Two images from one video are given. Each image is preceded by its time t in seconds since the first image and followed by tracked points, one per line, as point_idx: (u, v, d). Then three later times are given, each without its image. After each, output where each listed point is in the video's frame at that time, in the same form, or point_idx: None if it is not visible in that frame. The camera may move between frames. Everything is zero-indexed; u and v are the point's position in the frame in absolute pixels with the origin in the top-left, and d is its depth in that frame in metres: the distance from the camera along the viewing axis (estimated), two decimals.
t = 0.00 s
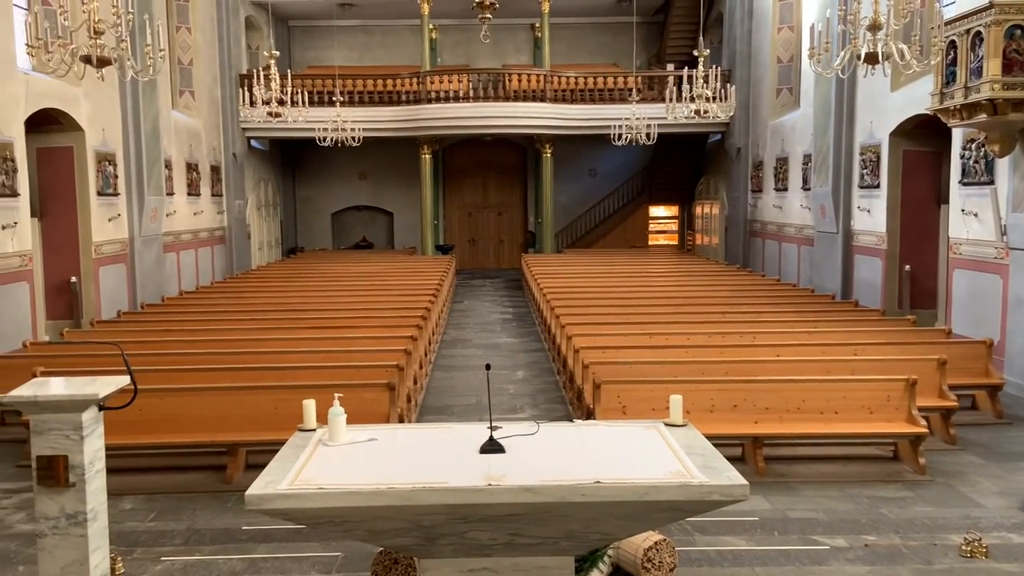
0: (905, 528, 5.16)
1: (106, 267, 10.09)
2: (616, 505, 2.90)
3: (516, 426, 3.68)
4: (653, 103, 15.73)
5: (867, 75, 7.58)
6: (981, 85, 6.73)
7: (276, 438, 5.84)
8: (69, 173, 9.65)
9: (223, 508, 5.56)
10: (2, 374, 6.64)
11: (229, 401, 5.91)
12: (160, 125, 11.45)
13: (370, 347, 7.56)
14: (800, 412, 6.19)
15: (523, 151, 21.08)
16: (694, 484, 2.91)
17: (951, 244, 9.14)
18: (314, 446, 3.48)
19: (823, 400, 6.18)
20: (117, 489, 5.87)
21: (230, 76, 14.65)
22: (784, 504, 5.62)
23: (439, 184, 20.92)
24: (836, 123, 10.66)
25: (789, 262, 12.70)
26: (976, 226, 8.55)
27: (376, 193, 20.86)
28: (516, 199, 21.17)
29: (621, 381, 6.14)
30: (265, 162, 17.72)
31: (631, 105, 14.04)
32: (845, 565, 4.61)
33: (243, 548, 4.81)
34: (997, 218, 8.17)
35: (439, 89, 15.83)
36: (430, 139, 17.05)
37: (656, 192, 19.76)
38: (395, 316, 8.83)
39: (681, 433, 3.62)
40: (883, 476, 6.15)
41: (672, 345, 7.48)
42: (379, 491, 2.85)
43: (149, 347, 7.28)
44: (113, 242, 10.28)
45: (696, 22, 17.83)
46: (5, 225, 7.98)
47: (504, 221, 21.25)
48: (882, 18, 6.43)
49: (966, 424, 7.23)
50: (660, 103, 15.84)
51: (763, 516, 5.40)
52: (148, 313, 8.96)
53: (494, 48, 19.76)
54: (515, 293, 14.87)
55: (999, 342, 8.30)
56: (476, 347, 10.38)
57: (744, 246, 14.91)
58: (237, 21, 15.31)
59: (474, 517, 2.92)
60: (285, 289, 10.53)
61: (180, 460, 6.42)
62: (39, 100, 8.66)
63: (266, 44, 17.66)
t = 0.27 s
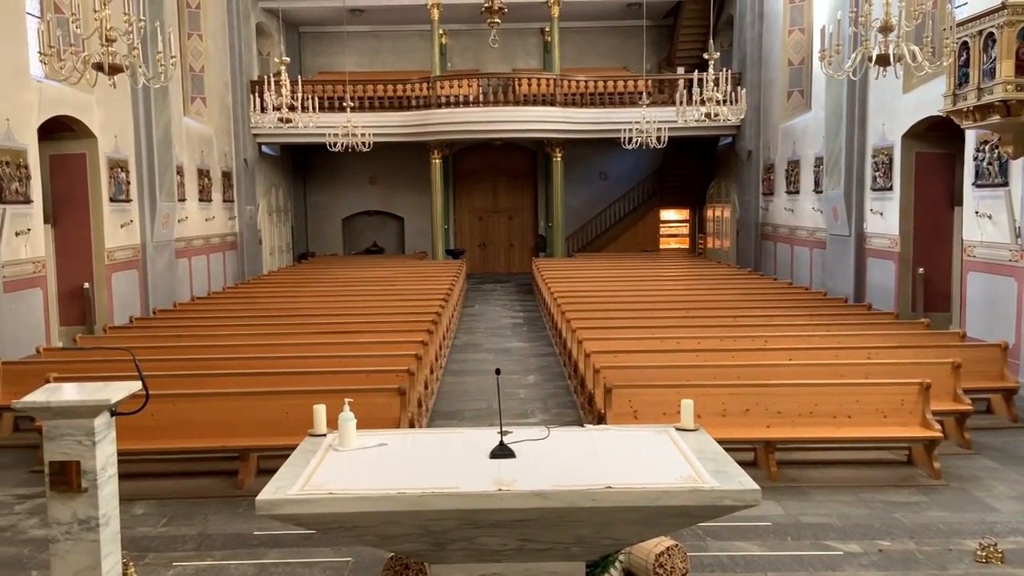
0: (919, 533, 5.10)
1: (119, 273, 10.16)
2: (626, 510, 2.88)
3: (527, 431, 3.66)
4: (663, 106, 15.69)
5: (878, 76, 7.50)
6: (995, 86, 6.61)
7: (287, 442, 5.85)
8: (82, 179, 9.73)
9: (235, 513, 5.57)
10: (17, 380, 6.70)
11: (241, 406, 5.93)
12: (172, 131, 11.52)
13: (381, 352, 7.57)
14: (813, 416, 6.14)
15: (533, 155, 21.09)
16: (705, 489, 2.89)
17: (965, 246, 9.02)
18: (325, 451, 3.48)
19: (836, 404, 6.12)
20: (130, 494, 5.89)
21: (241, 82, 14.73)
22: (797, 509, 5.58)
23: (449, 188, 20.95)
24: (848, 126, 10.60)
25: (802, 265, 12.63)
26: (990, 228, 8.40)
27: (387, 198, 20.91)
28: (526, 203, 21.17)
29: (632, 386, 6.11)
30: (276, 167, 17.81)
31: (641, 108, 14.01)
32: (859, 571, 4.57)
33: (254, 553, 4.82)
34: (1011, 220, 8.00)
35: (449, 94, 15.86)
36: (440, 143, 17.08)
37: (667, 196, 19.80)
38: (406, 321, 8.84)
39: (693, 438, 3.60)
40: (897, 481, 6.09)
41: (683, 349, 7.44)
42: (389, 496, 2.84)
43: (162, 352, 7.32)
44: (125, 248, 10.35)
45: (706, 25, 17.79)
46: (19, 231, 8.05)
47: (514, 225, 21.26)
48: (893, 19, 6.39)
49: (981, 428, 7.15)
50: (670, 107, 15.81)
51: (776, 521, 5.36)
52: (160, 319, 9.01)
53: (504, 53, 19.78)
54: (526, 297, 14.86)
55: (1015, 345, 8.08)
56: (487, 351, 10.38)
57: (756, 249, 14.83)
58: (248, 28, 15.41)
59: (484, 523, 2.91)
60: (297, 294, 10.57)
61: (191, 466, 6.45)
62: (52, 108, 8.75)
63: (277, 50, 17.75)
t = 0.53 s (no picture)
0: (928, 541, 5.07)
1: (126, 281, 10.21)
2: (631, 518, 2.88)
3: (532, 439, 3.66)
4: (669, 113, 15.69)
5: (883, 82, 7.47)
6: (1001, 91, 6.59)
7: (294, 450, 5.86)
8: (90, 188, 9.80)
9: (241, 521, 5.58)
10: (25, 388, 6.74)
11: (248, 414, 5.95)
12: (179, 139, 11.57)
13: (387, 359, 7.58)
14: (821, 423, 6.10)
15: (539, 162, 21.11)
16: (711, 498, 2.88)
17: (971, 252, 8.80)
18: (330, 459, 3.49)
19: (844, 411, 6.09)
20: (137, 503, 5.91)
21: (248, 91, 14.82)
22: (805, 517, 5.55)
23: (456, 196, 20.98)
24: (854, 132, 10.57)
25: (808, 271, 12.58)
26: (998, 233, 8.20)
27: (394, 205, 20.97)
28: (533, 210, 21.19)
29: (639, 393, 6.09)
30: (283, 175, 17.89)
31: (647, 115, 14.01)
32: None
33: (260, 561, 4.83)
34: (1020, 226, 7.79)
35: (455, 102, 15.91)
36: (446, 151, 17.13)
37: (673, 202, 19.73)
38: (413, 328, 8.86)
39: (698, 445, 3.59)
40: (905, 488, 6.05)
41: (690, 355, 7.42)
42: (394, 505, 2.84)
43: (169, 360, 7.36)
44: (133, 256, 10.41)
45: (711, 32, 17.81)
46: (27, 239, 8.12)
47: (521, 232, 21.27)
48: (898, 26, 6.37)
49: (990, 435, 7.11)
50: (675, 113, 15.82)
51: (783, 529, 5.33)
52: (167, 327, 9.05)
53: (510, 60, 19.84)
54: (533, 304, 14.86)
55: None
56: (494, 358, 10.38)
57: (763, 256, 14.78)
58: (256, 37, 15.51)
59: (489, 531, 2.90)
60: (304, 302, 10.60)
61: (198, 474, 6.47)
62: (61, 117, 8.82)
63: (284, 59, 17.84)
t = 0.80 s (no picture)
0: (933, 555, 5.03)
1: (130, 291, 10.24)
2: (632, 532, 2.87)
3: (533, 451, 3.66)
4: (672, 124, 15.72)
5: (885, 94, 7.45)
6: (1004, 103, 6.57)
7: (295, 461, 5.84)
8: (94, 199, 9.84)
9: (243, 532, 5.57)
10: (28, 399, 6.75)
11: (250, 424, 5.95)
12: (183, 151, 11.62)
13: (389, 370, 7.58)
14: (824, 435, 6.07)
15: (542, 173, 21.15)
16: (713, 511, 2.87)
17: (975, 263, 8.76)
18: (331, 471, 3.49)
19: (848, 423, 6.06)
20: (139, 514, 5.91)
21: (252, 103, 14.89)
22: (809, 530, 5.51)
23: (459, 206, 21.02)
24: (856, 143, 10.58)
25: (811, 282, 12.56)
26: (1001, 245, 8.17)
27: (397, 216, 21.01)
28: (537, 220, 21.21)
29: (641, 404, 6.07)
30: (286, 186, 17.95)
31: (650, 126, 14.04)
32: None
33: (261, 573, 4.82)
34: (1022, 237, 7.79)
35: (458, 113, 15.96)
36: (450, 161, 17.18)
37: (676, 212, 19.77)
38: (416, 339, 8.86)
39: (701, 458, 3.59)
40: (910, 501, 6.01)
41: (693, 367, 7.41)
42: (395, 518, 2.84)
43: (172, 371, 7.36)
44: (137, 267, 10.44)
45: (713, 44, 17.87)
46: (31, 250, 8.15)
47: (524, 243, 21.29)
48: (899, 38, 6.38)
49: (994, 447, 7.07)
50: (678, 124, 15.85)
51: (787, 542, 5.30)
52: (170, 337, 9.07)
53: (513, 72, 19.92)
54: (536, 314, 14.85)
55: None
56: (496, 370, 10.36)
57: (766, 267, 14.77)
58: (260, 49, 15.59)
59: (490, 544, 2.90)
60: (308, 312, 10.62)
61: (200, 485, 6.46)
62: (66, 128, 8.87)
63: (288, 70, 17.92)
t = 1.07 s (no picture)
0: (937, 571, 4.99)
1: (132, 302, 10.25)
2: (633, 547, 2.85)
3: (534, 465, 3.64)
4: (674, 137, 15.75)
5: (887, 109, 7.44)
6: (1007, 118, 6.56)
7: (295, 473, 5.82)
8: (98, 211, 9.87)
9: (242, 545, 5.54)
10: (29, 410, 6.74)
11: (251, 436, 5.93)
12: (187, 162, 11.64)
13: (391, 382, 7.55)
14: (827, 450, 6.04)
15: (545, 185, 21.18)
16: (715, 526, 2.85)
17: (978, 278, 8.72)
18: (331, 484, 3.47)
19: (851, 438, 6.02)
20: (139, 526, 5.88)
21: (256, 114, 14.95)
22: (812, 545, 5.47)
23: (462, 218, 21.05)
24: (859, 157, 10.58)
25: (814, 296, 12.53)
26: (1004, 260, 8.14)
27: (399, 227, 21.03)
28: (539, 232, 21.22)
29: (643, 417, 6.04)
30: (289, 197, 17.98)
31: (653, 139, 14.06)
32: None
33: None
34: None
35: (462, 125, 16.01)
36: (453, 173, 17.21)
37: (679, 225, 19.77)
38: (418, 351, 8.84)
39: (703, 473, 3.57)
40: (913, 517, 5.97)
41: (695, 380, 7.38)
42: (394, 532, 2.82)
43: (173, 382, 7.35)
44: (139, 277, 10.45)
45: (716, 58, 17.93)
46: (34, 260, 8.16)
47: (527, 255, 21.29)
48: (902, 52, 6.38)
49: (998, 463, 7.03)
50: (681, 137, 15.87)
51: (790, 558, 5.25)
52: (172, 348, 9.06)
53: (516, 85, 19.98)
54: (538, 327, 14.83)
55: None
56: (498, 382, 10.34)
57: (768, 280, 14.74)
58: (265, 61, 15.67)
59: (491, 559, 2.88)
60: (310, 323, 10.61)
61: (201, 496, 6.44)
62: (70, 139, 8.91)
63: (292, 82, 18.00)
